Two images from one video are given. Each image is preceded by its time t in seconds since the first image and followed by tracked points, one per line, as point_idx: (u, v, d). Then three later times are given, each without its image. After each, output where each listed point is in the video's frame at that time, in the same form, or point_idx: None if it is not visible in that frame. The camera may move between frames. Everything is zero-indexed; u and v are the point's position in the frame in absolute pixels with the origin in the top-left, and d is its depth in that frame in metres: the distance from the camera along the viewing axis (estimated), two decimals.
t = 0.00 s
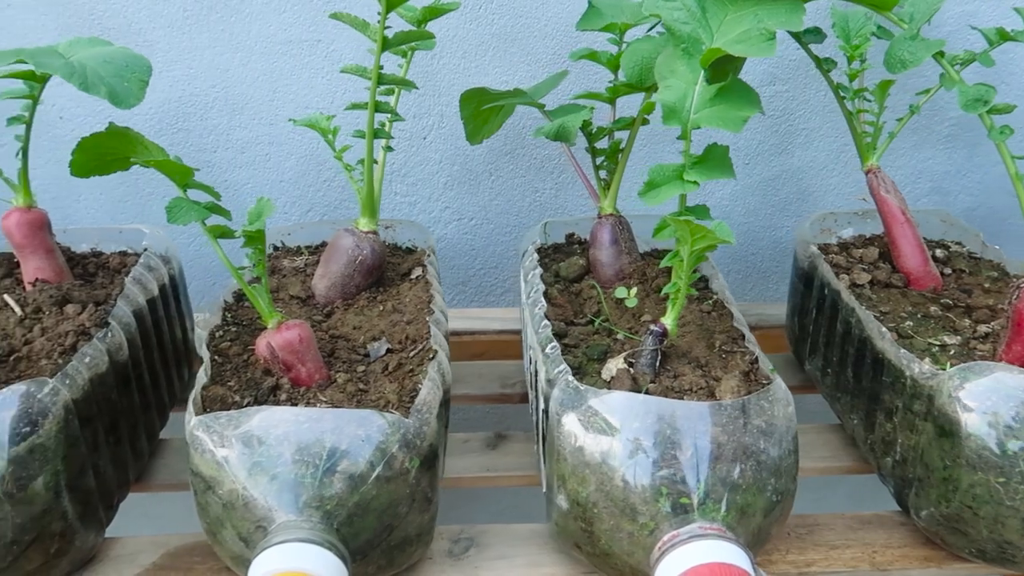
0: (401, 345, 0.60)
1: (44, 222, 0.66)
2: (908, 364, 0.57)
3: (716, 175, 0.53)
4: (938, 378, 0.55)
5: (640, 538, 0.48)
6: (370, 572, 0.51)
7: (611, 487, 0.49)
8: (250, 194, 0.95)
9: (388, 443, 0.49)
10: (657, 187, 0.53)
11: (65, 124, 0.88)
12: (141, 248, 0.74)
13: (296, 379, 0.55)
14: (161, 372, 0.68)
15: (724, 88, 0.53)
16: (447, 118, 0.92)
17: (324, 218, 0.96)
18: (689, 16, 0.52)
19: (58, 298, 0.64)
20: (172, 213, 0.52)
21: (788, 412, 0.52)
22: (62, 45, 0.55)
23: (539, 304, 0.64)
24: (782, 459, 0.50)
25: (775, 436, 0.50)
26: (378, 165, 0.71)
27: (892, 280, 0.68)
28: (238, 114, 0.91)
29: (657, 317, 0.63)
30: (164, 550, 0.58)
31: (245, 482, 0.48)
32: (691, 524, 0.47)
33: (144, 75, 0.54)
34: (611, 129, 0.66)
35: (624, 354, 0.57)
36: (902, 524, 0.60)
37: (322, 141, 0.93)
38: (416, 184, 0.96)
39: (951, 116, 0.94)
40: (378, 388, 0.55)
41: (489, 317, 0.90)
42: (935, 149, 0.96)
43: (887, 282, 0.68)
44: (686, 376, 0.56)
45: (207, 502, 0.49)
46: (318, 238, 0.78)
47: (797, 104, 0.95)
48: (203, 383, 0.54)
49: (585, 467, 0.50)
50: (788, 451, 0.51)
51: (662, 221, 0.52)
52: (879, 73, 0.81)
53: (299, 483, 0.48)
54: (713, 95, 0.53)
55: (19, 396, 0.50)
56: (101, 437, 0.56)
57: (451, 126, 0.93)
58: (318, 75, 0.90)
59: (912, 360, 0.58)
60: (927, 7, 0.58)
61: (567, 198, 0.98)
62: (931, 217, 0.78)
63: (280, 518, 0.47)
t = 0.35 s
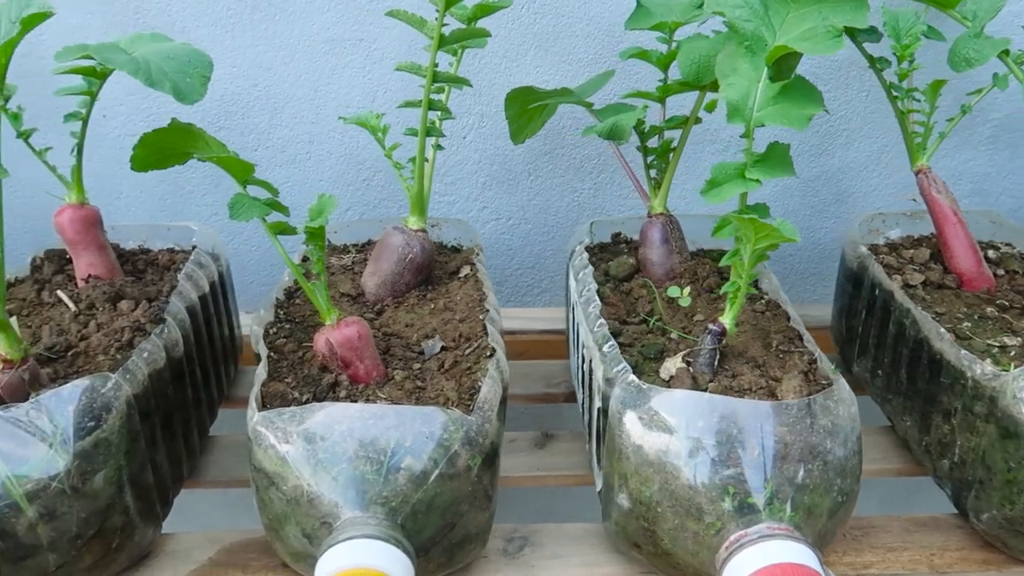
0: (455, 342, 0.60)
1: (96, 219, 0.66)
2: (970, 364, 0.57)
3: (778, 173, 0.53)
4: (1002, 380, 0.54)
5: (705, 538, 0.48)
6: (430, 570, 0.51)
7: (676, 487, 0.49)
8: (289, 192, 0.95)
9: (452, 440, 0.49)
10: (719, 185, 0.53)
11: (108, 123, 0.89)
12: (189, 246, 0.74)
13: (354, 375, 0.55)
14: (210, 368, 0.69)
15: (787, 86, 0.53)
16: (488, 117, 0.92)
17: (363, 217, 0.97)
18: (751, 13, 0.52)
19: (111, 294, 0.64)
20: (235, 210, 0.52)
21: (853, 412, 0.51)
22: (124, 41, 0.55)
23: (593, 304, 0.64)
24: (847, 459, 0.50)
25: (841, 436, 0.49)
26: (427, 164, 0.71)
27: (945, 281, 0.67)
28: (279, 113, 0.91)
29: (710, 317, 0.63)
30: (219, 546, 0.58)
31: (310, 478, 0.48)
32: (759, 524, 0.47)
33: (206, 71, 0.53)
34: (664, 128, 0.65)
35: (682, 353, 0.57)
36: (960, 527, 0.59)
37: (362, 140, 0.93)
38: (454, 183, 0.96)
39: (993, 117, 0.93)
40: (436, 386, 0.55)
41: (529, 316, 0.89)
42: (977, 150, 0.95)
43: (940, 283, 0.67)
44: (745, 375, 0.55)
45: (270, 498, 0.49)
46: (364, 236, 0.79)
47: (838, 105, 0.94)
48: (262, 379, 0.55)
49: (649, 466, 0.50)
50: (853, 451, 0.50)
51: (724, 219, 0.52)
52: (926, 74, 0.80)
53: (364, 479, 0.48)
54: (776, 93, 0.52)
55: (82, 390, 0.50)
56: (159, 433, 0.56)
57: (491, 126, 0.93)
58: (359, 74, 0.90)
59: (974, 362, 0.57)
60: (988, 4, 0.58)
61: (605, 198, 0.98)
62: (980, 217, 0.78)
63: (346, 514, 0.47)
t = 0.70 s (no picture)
0: (504, 341, 0.60)
1: (143, 215, 0.66)
2: None
3: (837, 172, 0.53)
4: None
5: (766, 539, 0.48)
6: (486, 568, 0.51)
7: (736, 487, 0.48)
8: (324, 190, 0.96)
9: (510, 438, 0.49)
10: (777, 184, 0.53)
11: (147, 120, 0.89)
12: (233, 242, 0.75)
13: (408, 372, 0.55)
14: (255, 365, 0.69)
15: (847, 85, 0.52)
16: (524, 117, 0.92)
17: (397, 215, 0.97)
18: (811, 12, 0.52)
19: (159, 290, 0.64)
20: (293, 206, 0.52)
21: (913, 414, 0.51)
22: (182, 34, 0.55)
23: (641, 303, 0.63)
24: (909, 461, 0.49)
25: (902, 437, 0.49)
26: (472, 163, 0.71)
27: (994, 283, 0.67)
28: (316, 111, 0.91)
29: (759, 317, 0.62)
30: (268, 542, 0.58)
31: (370, 474, 0.48)
32: (822, 525, 0.46)
33: (263, 64, 0.53)
34: (712, 126, 0.65)
35: (735, 353, 0.56)
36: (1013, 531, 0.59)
37: (398, 139, 0.93)
38: (489, 183, 0.96)
39: None
40: (489, 384, 0.55)
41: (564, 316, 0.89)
42: (1015, 152, 0.94)
43: (990, 284, 0.67)
44: (800, 375, 0.55)
45: (327, 494, 0.49)
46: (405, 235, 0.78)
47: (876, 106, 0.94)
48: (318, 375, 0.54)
49: (708, 466, 0.49)
50: (914, 453, 0.50)
51: (783, 218, 0.52)
52: (969, 75, 0.80)
53: (424, 476, 0.47)
54: (836, 92, 0.52)
55: (141, 384, 0.50)
56: (211, 429, 0.57)
57: (527, 125, 0.93)
58: (397, 72, 0.90)
59: None
60: None
61: (639, 199, 0.98)
62: None
63: (406, 511, 0.47)
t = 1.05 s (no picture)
0: (551, 340, 0.60)
1: (188, 212, 0.66)
2: None
3: (892, 173, 0.52)
4: None
5: (822, 540, 0.48)
6: (538, 567, 0.51)
7: (792, 488, 0.48)
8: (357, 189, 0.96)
9: (565, 437, 0.49)
10: (831, 186, 0.53)
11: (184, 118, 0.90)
12: (274, 239, 0.75)
13: (458, 371, 0.55)
14: (297, 362, 0.69)
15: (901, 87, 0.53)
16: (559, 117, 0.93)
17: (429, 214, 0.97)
18: (867, 13, 0.52)
19: (205, 286, 0.64)
20: (348, 204, 0.52)
21: (968, 417, 0.51)
22: (237, 31, 0.55)
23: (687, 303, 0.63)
24: (964, 464, 0.49)
25: (958, 440, 0.49)
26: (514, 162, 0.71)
27: None
28: (351, 110, 0.92)
29: (805, 318, 0.62)
30: (314, 539, 0.58)
31: (427, 472, 0.48)
32: (880, 527, 0.46)
33: (317, 61, 0.53)
34: (758, 127, 0.66)
35: (785, 354, 0.56)
36: None
37: (432, 138, 0.93)
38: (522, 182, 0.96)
39: None
40: (539, 382, 0.55)
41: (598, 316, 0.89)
42: None
43: None
44: (851, 377, 0.55)
45: (382, 491, 0.49)
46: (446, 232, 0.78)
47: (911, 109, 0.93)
48: (370, 372, 0.55)
49: (763, 467, 0.49)
50: (970, 456, 0.50)
51: (838, 219, 0.52)
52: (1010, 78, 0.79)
53: (480, 474, 0.47)
54: (891, 93, 0.52)
55: (197, 380, 0.50)
56: (261, 425, 0.57)
57: (561, 125, 0.94)
58: (432, 72, 0.90)
59: None
60: None
61: (672, 199, 0.98)
62: None
63: (463, 509, 0.47)
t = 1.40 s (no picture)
0: (596, 340, 0.60)
1: (231, 210, 0.66)
2: None
3: (947, 176, 0.52)
4: None
5: (877, 543, 0.48)
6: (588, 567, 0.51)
7: (847, 491, 0.48)
8: (389, 188, 0.96)
9: (618, 437, 0.49)
10: (884, 188, 0.53)
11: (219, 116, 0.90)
12: (314, 238, 0.75)
13: (507, 370, 0.55)
14: (338, 360, 0.69)
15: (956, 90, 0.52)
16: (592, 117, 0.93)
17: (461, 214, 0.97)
18: (921, 15, 0.51)
19: (249, 284, 0.64)
20: (400, 203, 0.53)
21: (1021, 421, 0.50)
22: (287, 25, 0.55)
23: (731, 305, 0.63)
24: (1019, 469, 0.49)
25: (1013, 444, 0.49)
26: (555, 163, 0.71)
27: None
28: (385, 110, 0.92)
29: (849, 321, 0.62)
30: (359, 537, 0.59)
31: (481, 471, 0.48)
32: (937, 530, 0.46)
33: (370, 54, 0.54)
34: (802, 129, 0.66)
35: (833, 356, 0.56)
36: None
37: (465, 138, 0.93)
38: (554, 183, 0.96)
39: None
40: (587, 383, 0.55)
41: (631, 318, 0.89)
42: None
43: None
44: (900, 380, 0.55)
45: (434, 489, 0.49)
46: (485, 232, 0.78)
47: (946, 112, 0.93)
48: (419, 371, 0.55)
49: (817, 469, 0.49)
50: None
51: (889, 222, 0.52)
52: None
53: (534, 473, 0.48)
54: (945, 96, 0.52)
55: (251, 376, 0.51)
56: (308, 422, 0.57)
57: (594, 126, 0.94)
58: (467, 72, 0.90)
59: None
60: None
61: (704, 201, 0.98)
62: None
63: (517, 508, 0.47)
